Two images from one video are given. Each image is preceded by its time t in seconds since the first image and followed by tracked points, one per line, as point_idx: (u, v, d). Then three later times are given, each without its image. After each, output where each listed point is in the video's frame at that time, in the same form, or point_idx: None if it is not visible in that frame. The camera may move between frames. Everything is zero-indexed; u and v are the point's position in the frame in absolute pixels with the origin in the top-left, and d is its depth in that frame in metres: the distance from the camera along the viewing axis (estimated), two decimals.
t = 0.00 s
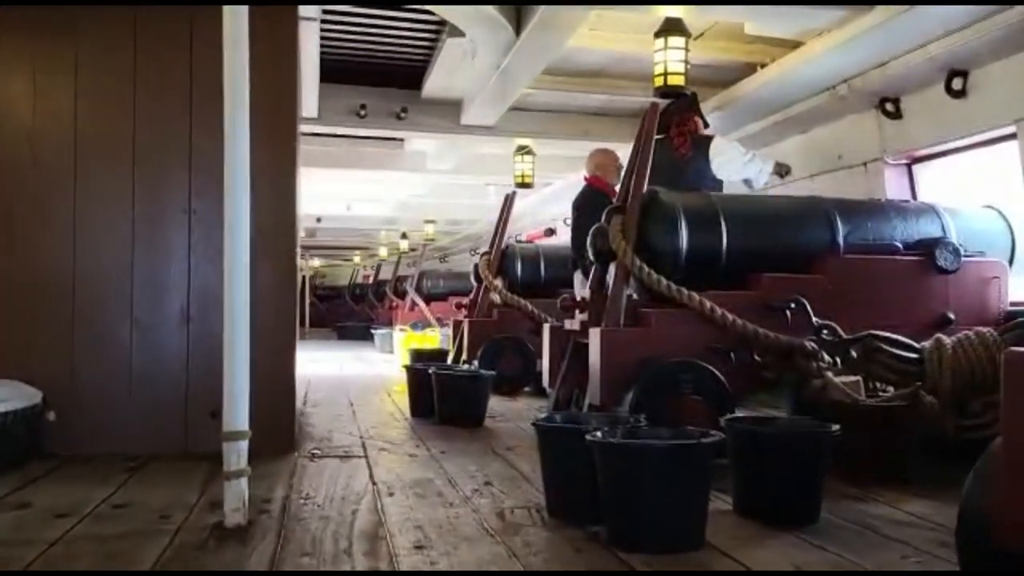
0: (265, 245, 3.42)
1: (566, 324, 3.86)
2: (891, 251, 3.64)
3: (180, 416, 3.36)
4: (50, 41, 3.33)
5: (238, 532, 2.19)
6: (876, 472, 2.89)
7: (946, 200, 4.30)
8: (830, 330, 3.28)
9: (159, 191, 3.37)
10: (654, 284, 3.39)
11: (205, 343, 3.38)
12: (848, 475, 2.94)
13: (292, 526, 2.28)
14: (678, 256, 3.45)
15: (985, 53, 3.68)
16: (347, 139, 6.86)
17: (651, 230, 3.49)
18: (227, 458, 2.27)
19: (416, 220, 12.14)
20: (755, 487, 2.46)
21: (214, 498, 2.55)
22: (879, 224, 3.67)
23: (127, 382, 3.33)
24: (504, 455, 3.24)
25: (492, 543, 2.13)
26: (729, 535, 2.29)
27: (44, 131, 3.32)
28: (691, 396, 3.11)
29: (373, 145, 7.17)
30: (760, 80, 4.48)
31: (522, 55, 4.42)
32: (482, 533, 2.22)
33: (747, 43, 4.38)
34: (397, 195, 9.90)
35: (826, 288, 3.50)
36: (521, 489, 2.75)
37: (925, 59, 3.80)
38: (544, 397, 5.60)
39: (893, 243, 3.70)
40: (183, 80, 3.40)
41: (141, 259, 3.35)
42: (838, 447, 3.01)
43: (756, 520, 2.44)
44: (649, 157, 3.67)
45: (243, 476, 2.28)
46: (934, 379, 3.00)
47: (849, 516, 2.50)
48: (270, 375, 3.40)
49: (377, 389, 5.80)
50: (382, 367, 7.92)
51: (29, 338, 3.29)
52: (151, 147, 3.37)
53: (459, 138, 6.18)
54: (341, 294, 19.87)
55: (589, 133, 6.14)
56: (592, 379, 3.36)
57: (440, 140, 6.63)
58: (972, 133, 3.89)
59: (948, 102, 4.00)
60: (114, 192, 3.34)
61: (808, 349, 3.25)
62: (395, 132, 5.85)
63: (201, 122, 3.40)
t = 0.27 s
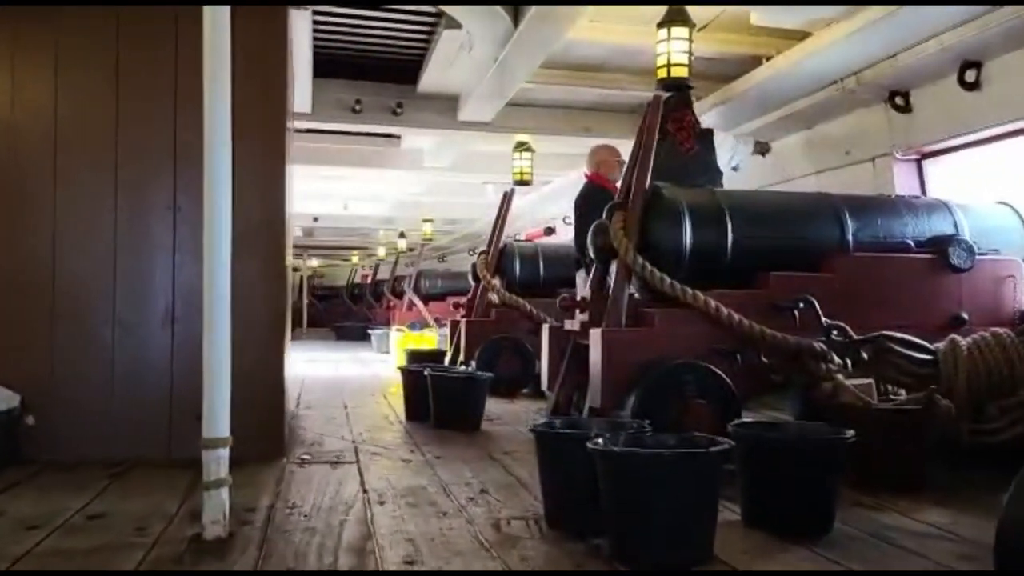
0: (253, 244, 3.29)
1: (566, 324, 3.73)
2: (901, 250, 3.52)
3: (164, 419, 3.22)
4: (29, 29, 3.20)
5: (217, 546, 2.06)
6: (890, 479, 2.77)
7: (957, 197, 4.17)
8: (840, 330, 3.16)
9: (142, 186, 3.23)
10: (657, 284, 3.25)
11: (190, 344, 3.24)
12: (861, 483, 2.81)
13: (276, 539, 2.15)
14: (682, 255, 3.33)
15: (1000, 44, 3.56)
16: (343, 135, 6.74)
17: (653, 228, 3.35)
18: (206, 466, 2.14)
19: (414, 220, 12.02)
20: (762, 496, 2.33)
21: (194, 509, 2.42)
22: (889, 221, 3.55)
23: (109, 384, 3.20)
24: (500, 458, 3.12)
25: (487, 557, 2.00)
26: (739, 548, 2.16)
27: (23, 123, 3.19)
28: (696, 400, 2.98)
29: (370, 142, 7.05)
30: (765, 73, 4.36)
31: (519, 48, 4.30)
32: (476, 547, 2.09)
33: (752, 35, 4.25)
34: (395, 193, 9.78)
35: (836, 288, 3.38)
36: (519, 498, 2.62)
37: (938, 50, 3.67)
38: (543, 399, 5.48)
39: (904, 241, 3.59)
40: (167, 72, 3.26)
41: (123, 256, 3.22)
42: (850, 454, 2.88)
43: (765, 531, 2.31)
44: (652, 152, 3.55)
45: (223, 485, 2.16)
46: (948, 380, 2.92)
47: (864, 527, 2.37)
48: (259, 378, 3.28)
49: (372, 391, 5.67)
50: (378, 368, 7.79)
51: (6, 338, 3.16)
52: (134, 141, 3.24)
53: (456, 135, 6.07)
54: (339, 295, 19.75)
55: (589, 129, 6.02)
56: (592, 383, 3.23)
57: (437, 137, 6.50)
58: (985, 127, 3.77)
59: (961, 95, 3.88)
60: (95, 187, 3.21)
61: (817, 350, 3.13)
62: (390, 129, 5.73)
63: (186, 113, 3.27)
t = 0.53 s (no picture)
0: (246, 241, 3.17)
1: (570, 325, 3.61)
2: (918, 247, 3.41)
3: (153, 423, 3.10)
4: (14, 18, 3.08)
5: (203, 560, 1.94)
6: (910, 486, 2.64)
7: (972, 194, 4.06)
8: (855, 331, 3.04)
9: (131, 180, 3.11)
10: (666, 282, 3.14)
11: (180, 345, 3.12)
12: (880, 490, 2.69)
13: (266, 552, 2.03)
14: (691, 252, 3.21)
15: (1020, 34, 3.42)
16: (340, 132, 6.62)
17: (660, 225, 3.24)
18: (192, 476, 2.02)
19: (413, 219, 11.89)
20: (780, 506, 2.21)
21: (181, 519, 2.30)
22: (904, 217, 3.45)
23: (95, 387, 3.07)
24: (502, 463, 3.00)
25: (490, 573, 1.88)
26: (757, 562, 2.04)
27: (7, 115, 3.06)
28: (706, 403, 2.86)
29: (368, 139, 6.93)
30: (774, 66, 4.24)
31: (521, 40, 4.18)
32: (479, 561, 1.96)
33: (762, 26, 4.13)
34: (394, 192, 9.65)
35: (851, 286, 3.26)
36: (523, 506, 2.50)
37: (954, 41, 3.55)
38: (545, 401, 5.36)
39: (920, 238, 3.48)
40: (156, 63, 3.14)
41: (111, 253, 3.09)
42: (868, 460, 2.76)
43: (784, 542, 2.19)
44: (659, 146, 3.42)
45: (210, 496, 2.03)
46: (971, 384, 2.73)
47: (887, 539, 2.25)
48: (252, 380, 3.16)
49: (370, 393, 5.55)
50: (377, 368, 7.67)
51: None
52: (122, 134, 3.11)
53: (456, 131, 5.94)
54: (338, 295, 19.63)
55: (592, 125, 5.89)
56: (597, 385, 3.11)
57: (437, 134, 6.38)
58: (1003, 120, 3.65)
59: (979, 87, 3.75)
60: (82, 182, 3.09)
61: (832, 352, 3.02)
62: (388, 125, 5.61)
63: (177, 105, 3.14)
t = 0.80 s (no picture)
0: (237, 240, 3.04)
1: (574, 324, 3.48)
2: (936, 245, 3.29)
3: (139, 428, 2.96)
4: None
5: None
6: (932, 495, 2.52)
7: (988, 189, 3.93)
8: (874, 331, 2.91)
9: (116, 173, 2.96)
10: (676, 281, 3.01)
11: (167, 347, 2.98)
12: (902, 498, 2.56)
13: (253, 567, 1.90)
14: (702, 250, 3.08)
15: None
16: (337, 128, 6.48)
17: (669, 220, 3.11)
18: (174, 487, 1.89)
19: (411, 218, 11.77)
20: (800, 518, 2.08)
21: (163, 531, 2.17)
22: (921, 214, 3.32)
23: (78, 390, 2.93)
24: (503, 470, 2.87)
25: None
26: None
27: None
28: (718, 407, 2.73)
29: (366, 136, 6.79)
30: (784, 57, 4.10)
31: (523, 31, 4.05)
32: None
33: (772, 16, 4.00)
34: (392, 190, 9.53)
35: (868, 285, 3.13)
36: (525, 517, 2.38)
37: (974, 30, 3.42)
38: (547, 403, 5.23)
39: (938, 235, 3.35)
40: (142, 50, 2.99)
41: (96, 249, 2.95)
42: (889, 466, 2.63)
43: (802, 556, 2.06)
44: (668, 139, 3.29)
45: (193, 507, 1.91)
46: (994, 388, 2.59)
47: (913, 551, 2.12)
48: (243, 383, 3.03)
49: (367, 394, 5.42)
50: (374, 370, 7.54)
51: None
52: (106, 125, 2.96)
53: (455, 127, 5.81)
54: (336, 295, 19.50)
55: (595, 121, 5.76)
56: (603, 388, 2.97)
57: (436, 130, 6.25)
58: None
59: (998, 79, 3.62)
60: (65, 175, 2.94)
61: (848, 353, 2.89)
62: (385, 120, 5.47)
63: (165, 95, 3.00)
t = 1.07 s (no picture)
0: (226, 239, 2.91)
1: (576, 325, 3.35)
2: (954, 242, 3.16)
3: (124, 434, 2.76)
4: None
5: None
6: (954, 505, 2.39)
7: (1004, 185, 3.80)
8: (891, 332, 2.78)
9: (100, 162, 2.77)
10: (683, 279, 2.88)
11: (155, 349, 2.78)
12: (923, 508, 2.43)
13: None
14: (711, 246, 2.95)
15: None
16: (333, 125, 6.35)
17: (676, 216, 2.98)
18: (150, 500, 1.76)
19: (410, 217, 11.63)
20: (817, 532, 1.94)
21: (141, 546, 2.04)
22: (938, 210, 3.20)
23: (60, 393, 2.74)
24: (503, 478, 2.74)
25: None
26: None
27: None
28: (730, 412, 2.60)
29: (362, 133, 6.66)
30: (793, 49, 3.97)
31: (523, 22, 3.92)
32: None
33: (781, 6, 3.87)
34: (390, 189, 9.39)
35: (883, 284, 3.01)
36: (527, 529, 2.24)
37: (992, 19, 3.29)
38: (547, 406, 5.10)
39: (955, 232, 3.23)
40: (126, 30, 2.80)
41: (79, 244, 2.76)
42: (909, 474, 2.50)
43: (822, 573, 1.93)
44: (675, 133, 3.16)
45: (171, 521, 1.79)
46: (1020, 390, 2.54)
47: (939, 567, 1.99)
48: (232, 388, 2.91)
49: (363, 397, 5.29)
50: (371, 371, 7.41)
51: None
52: (90, 113, 2.77)
53: (453, 124, 5.68)
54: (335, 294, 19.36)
55: (596, 116, 5.63)
56: (608, 391, 2.84)
57: (434, 127, 6.12)
58: None
59: (1016, 70, 3.49)
60: (45, 163, 2.75)
61: (864, 355, 2.75)
62: (382, 116, 5.34)
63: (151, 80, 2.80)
